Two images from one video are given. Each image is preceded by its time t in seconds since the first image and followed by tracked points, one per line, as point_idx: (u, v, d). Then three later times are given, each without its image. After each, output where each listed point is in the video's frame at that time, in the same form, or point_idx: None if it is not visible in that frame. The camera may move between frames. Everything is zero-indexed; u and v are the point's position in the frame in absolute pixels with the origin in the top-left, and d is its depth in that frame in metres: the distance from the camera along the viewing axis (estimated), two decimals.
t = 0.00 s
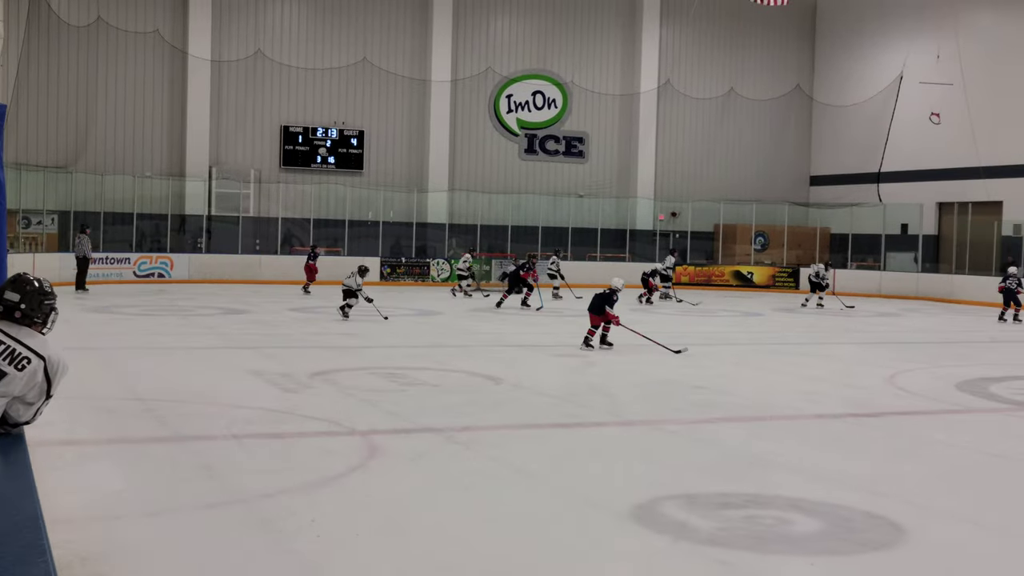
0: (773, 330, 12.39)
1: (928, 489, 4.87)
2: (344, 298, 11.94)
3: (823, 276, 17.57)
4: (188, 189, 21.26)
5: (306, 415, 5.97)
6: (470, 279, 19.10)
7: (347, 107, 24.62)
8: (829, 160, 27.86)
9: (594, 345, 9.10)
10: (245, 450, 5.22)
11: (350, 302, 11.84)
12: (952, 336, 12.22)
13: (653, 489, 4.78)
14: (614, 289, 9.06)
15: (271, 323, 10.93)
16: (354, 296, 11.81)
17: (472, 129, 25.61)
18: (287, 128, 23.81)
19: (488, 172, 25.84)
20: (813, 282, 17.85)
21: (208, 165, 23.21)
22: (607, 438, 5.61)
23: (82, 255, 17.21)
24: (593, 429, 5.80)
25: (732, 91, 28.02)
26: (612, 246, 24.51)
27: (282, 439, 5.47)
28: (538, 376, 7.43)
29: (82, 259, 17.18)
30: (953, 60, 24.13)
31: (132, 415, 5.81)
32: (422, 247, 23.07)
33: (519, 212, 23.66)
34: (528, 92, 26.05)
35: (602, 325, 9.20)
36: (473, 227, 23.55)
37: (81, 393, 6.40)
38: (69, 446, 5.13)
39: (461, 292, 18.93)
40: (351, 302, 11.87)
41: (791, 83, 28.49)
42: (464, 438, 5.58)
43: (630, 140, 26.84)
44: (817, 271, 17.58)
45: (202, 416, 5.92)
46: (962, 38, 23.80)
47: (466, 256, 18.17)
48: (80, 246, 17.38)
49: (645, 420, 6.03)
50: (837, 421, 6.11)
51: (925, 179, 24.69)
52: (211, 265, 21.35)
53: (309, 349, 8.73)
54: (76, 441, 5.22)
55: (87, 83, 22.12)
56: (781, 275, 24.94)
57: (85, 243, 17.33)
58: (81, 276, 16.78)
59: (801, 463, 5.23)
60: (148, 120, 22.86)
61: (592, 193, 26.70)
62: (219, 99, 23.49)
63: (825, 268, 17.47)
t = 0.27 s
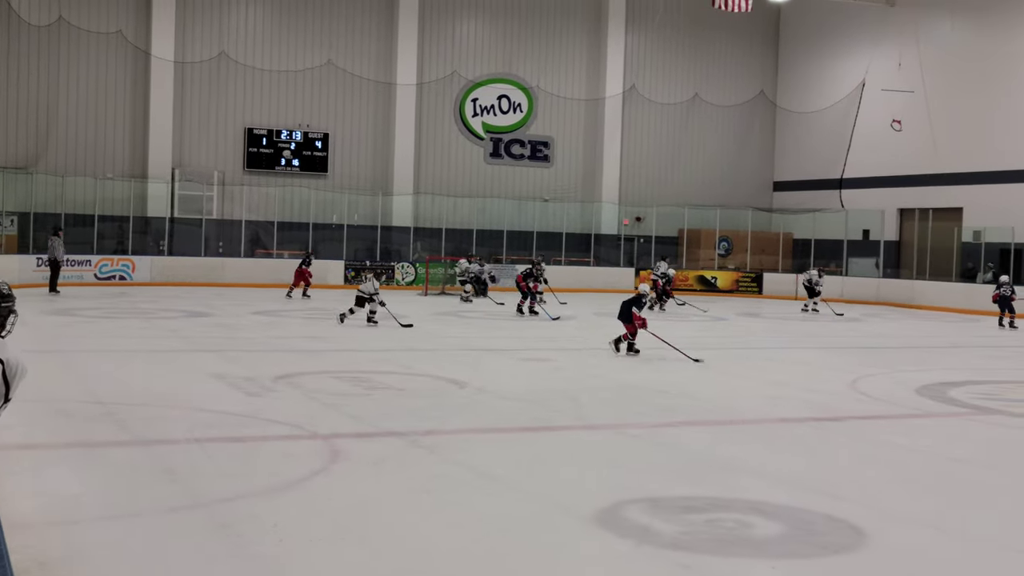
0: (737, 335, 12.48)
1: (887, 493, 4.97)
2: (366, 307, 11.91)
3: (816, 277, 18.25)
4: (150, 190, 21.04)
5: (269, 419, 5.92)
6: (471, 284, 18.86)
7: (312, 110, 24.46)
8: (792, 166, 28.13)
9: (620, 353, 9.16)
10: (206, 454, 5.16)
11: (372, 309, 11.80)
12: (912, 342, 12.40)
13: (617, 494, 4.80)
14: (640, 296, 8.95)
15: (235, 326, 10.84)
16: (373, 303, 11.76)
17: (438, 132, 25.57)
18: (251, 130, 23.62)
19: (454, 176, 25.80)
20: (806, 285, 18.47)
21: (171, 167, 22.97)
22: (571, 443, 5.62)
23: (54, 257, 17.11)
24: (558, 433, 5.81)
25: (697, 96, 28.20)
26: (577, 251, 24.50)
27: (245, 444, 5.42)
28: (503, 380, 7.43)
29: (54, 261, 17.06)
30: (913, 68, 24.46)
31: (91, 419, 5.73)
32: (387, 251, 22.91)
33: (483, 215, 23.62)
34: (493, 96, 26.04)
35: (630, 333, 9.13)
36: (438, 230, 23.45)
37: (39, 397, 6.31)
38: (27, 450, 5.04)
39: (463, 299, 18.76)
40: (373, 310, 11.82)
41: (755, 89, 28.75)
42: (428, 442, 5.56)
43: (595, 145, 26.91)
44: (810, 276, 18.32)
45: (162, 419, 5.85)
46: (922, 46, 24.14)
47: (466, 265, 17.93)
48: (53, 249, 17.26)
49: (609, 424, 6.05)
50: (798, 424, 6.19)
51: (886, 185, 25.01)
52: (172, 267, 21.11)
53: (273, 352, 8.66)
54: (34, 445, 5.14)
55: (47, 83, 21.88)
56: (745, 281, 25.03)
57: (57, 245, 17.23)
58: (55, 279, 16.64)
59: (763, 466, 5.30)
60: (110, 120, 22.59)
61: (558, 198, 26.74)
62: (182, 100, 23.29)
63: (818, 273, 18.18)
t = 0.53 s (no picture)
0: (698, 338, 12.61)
1: (847, 495, 5.10)
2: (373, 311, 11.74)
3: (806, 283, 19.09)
4: (112, 193, 20.61)
5: (232, 422, 5.87)
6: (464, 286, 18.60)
7: (277, 112, 24.26)
8: (755, 170, 28.48)
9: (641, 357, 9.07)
10: (169, 458, 5.11)
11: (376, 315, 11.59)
12: (870, 345, 12.62)
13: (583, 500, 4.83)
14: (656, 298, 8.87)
15: (195, 329, 10.72)
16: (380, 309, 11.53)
17: (405, 135, 25.50)
18: (215, 132, 23.39)
19: (419, 179, 25.73)
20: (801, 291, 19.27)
21: (133, 169, 22.68)
22: (536, 446, 5.65)
23: (25, 261, 16.76)
24: (523, 436, 5.83)
25: (662, 100, 28.41)
26: (542, 254, 24.65)
27: (208, 447, 5.37)
28: (467, 383, 7.44)
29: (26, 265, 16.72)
30: (873, 75, 24.87)
31: (51, 423, 5.64)
32: (352, 253, 22.86)
33: (450, 218, 23.62)
34: (459, 99, 26.03)
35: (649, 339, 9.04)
36: (403, 233, 23.37)
37: None
38: None
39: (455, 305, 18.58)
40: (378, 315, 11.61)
41: (718, 94, 29.04)
42: (393, 446, 5.56)
43: (560, 148, 27.01)
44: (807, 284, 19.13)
45: (124, 423, 5.78)
46: (882, 52, 24.51)
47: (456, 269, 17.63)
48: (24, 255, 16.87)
49: (574, 427, 6.08)
50: (761, 427, 6.29)
51: (846, 190, 25.45)
52: (134, 270, 20.85)
53: (235, 355, 8.58)
54: None
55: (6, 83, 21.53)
56: (709, 284, 25.20)
57: (29, 249, 16.90)
58: (25, 279, 16.45)
59: (727, 469, 5.39)
60: (71, 121, 22.27)
61: (523, 201, 26.80)
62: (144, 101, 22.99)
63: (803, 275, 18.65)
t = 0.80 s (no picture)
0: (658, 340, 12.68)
1: (802, 494, 5.16)
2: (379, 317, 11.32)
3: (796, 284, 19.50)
4: (66, 196, 20.48)
5: (189, 427, 5.83)
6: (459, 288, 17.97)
7: (234, 114, 24.09)
8: (714, 172, 28.65)
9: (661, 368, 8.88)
10: (123, 463, 5.07)
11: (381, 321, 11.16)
12: (827, 346, 12.75)
13: (540, 503, 4.84)
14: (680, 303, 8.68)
15: (153, 333, 10.62)
16: (387, 315, 11.11)
17: (363, 137, 25.42)
18: (171, 135, 23.23)
19: (378, 181, 25.64)
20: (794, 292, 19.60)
21: (89, 171, 22.48)
22: (494, 448, 5.65)
23: None
24: (481, 438, 5.84)
25: (621, 103, 28.49)
26: (501, 257, 24.63)
27: (163, 452, 5.33)
28: (427, 386, 7.44)
29: None
30: (830, 79, 25.13)
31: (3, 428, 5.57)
32: (311, 256, 22.79)
33: (408, 221, 23.53)
34: (418, 102, 25.97)
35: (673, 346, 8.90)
36: (362, 235, 23.25)
37: None
38: None
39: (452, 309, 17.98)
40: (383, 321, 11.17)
41: (677, 97, 29.21)
42: (351, 449, 5.54)
43: (519, 150, 27.04)
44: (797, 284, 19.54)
45: (78, 428, 5.72)
46: (839, 56, 24.77)
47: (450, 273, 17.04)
48: None
49: (532, 429, 6.10)
50: (717, 427, 6.34)
51: (803, 193, 25.74)
52: (88, 273, 20.64)
53: (193, 359, 8.51)
54: None
55: None
56: (668, 286, 25.44)
57: None
58: None
59: (683, 469, 5.43)
60: (24, 124, 22.05)
61: (483, 203, 26.80)
62: (99, 103, 22.78)
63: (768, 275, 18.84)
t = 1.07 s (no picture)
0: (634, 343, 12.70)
1: (777, 495, 5.19)
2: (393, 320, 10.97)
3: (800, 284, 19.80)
4: (38, 199, 20.32)
5: (161, 431, 5.80)
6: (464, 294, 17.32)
7: (208, 117, 23.97)
8: (690, 175, 28.71)
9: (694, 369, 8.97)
10: (95, 468, 5.03)
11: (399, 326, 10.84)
12: (803, 347, 12.82)
13: (517, 507, 4.85)
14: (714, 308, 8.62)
15: (126, 337, 10.55)
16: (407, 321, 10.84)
17: (338, 140, 25.35)
18: (145, 138, 23.12)
19: (354, 184, 25.57)
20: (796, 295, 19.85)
21: (61, 174, 22.34)
22: (469, 450, 5.66)
23: None
24: (455, 441, 5.85)
25: (596, 106, 28.51)
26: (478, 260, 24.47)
27: (135, 457, 5.30)
28: (402, 389, 7.43)
29: None
30: (804, 81, 25.26)
31: None
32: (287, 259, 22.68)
33: (384, 223, 23.43)
34: (394, 104, 25.89)
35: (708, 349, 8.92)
36: (338, 238, 23.17)
37: None
38: None
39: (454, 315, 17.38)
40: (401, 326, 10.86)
41: (653, 99, 29.28)
42: (325, 452, 5.53)
43: (496, 153, 27.04)
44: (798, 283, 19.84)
45: (48, 433, 5.67)
46: (813, 58, 24.92)
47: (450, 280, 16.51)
48: None
49: (506, 431, 6.11)
50: (692, 429, 6.36)
51: (779, 195, 25.85)
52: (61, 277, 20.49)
53: (166, 363, 8.47)
54: None
55: None
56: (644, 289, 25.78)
57: None
58: None
59: (658, 471, 5.45)
60: None
61: (459, 206, 26.78)
62: (71, 105, 22.64)
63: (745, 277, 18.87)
